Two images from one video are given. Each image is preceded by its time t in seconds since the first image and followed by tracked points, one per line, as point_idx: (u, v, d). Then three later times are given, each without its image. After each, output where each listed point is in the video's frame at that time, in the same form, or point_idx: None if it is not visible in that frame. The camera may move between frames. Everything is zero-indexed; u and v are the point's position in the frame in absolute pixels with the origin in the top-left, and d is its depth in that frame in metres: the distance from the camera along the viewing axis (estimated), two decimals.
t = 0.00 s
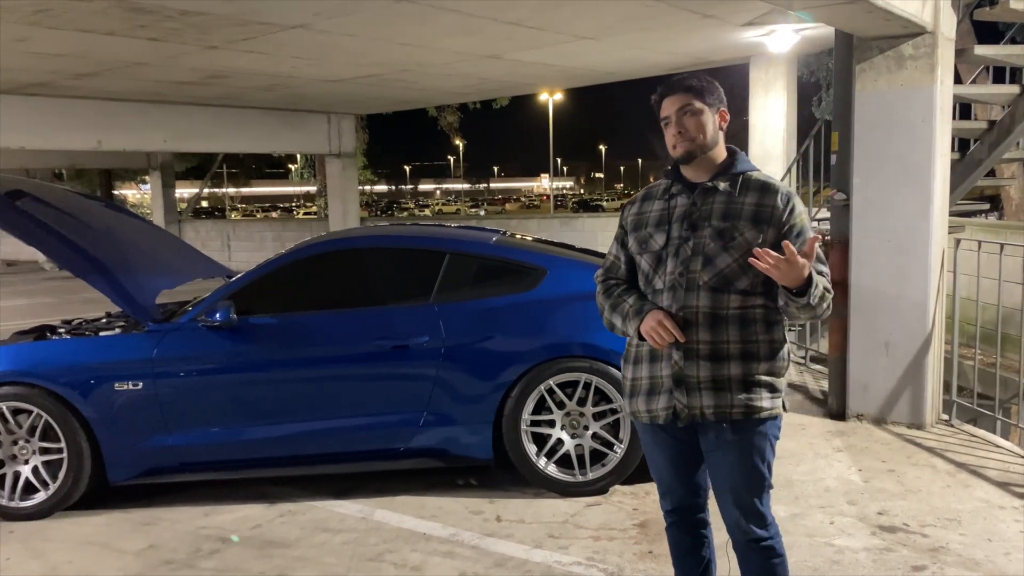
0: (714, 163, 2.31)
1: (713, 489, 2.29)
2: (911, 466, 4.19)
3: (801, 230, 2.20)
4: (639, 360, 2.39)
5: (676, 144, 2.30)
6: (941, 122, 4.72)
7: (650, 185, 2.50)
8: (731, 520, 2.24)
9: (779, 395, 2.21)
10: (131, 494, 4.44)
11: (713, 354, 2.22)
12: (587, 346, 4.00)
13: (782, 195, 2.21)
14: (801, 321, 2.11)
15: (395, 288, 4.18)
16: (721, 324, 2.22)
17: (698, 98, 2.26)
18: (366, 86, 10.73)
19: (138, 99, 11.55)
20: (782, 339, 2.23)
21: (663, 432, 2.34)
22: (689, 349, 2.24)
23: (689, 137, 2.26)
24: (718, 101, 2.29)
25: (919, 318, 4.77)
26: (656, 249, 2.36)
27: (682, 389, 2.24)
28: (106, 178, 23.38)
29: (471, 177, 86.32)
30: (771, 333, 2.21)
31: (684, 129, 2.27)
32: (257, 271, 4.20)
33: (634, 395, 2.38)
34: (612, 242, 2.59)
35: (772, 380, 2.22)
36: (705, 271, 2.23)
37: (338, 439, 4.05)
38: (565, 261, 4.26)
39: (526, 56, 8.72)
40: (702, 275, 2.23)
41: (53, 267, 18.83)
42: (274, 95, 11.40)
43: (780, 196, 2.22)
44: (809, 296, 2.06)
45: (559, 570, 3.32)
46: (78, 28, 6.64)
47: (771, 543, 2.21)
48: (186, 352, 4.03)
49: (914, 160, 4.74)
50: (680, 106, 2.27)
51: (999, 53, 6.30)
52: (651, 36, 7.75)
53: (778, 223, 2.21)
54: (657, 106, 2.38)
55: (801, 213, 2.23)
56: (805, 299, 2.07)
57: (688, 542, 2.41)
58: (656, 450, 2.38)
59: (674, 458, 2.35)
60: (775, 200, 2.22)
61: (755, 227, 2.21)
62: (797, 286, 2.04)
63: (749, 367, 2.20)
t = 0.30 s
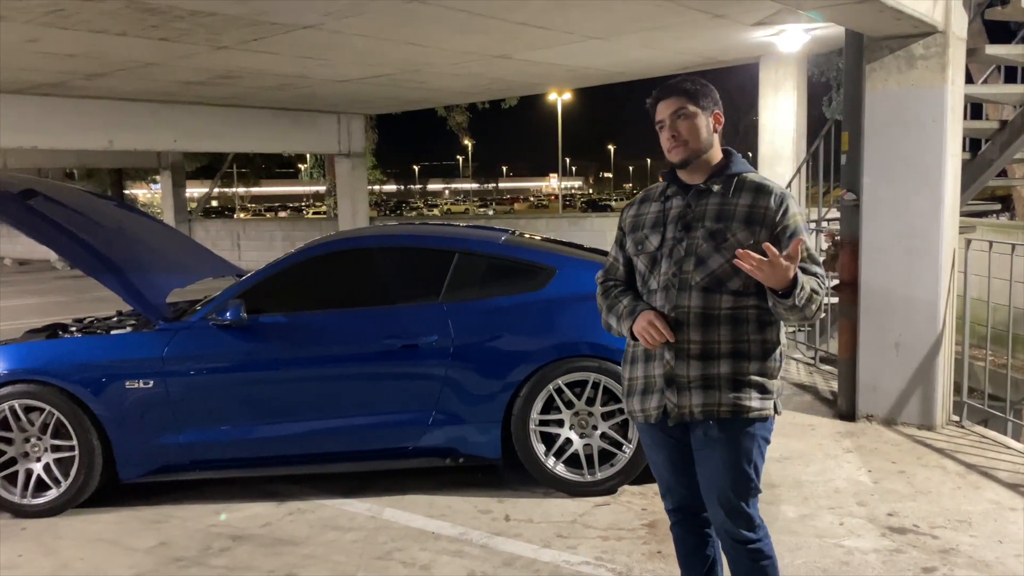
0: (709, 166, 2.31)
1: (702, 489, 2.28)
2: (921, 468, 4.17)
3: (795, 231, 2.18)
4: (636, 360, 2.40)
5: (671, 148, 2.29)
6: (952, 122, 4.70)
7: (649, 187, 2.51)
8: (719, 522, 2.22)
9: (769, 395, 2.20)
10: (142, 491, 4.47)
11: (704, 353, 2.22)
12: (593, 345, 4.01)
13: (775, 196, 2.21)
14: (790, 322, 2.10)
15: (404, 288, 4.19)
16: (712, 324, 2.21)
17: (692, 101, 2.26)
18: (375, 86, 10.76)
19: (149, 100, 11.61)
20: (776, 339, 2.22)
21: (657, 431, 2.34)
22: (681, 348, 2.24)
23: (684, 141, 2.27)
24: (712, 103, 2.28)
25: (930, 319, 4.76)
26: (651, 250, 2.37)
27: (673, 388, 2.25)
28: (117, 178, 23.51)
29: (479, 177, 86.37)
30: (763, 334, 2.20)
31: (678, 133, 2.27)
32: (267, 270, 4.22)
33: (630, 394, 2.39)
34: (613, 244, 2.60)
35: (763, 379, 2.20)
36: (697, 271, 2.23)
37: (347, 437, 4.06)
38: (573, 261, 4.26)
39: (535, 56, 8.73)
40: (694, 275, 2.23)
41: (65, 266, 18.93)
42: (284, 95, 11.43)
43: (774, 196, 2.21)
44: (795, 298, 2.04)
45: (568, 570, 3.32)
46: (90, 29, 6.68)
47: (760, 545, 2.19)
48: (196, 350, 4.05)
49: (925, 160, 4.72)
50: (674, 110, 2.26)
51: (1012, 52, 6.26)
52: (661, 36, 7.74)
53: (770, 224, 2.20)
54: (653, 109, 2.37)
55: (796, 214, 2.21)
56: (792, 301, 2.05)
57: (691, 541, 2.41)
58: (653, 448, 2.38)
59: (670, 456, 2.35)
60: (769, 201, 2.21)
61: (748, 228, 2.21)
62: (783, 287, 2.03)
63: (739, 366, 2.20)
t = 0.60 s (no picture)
0: (713, 164, 2.30)
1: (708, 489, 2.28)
2: (935, 469, 4.14)
3: (797, 230, 2.17)
4: (639, 360, 2.39)
5: (675, 145, 2.29)
6: (967, 121, 4.67)
7: (653, 186, 2.51)
8: (726, 523, 2.21)
9: (774, 394, 2.18)
10: (155, 488, 4.50)
11: (706, 352, 2.20)
12: (603, 345, 4.00)
13: (777, 195, 2.19)
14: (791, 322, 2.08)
15: (416, 287, 4.20)
16: (714, 322, 2.20)
17: (698, 98, 2.25)
18: (386, 85, 10.78)
19: (161, 99, 11.67)
20: (779, 339, 2.20)
21: (663, 431, 2.33)
22: (683, 346, 2.23)
23: (688, 139, 2.26)
24: (718, 103, 2.27)
25: (944, 318, 4.73)
26: (653, 249, 2.37)
27: (676, 388, 2.24)
28: (130, 177, 23.66)
29: (489, 176, 86.42)
30: (765, 333, 2.19)
31: (682, 130, 2.26)
32: (280, 268, 4.24)
33: (635, 395, 2.38)
34: (617, 243, 2.59)
35: (766, 378, 2.19)
36: (698, 269, 2.22)
37: (358, 435, 4.08)
38: (584, 260, 4.26)
39: (546, 55, 8.72)
40: (695, 273, 2.22)
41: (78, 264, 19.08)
42: (295, 94, 11.48)
43: (776, 195, 2.20)
44: (788, 296, 2.02)
45: (579, 569, 3.31)
46: (105, 28, 6.72)
47: (769, 546, 2.19)
48: (209, 348, 4.07)
49: (939, 160, 4.69)
50: (680, 106, 2.26)
51: None
52: (672, 34, 7.72)
53: (772, 223, 2.19)
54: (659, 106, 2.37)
55: (798, 213, 2.19)
56: (784, 300, 2.03)
57: (701, 540, 2.40)
58: (659, 449, 2.38)
59: (677, 456, 2.34)
60: (771, 199, 2.20)
61: (749, 227, 2.20)
62: (776, 286, 2.01)
63: (741, 365, 2.18)
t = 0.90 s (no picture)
0: (718, 163, 2.29)
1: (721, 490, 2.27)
2: (948, 470, 4.12)
3: (805, 228, 2.16)
4: (648, 361, 2.37)
5: (682, 143, 2.27)
6: (981, 120, 4.63)
7: (657, 186, 2.50)
8: (740, 524, 2.20)
9: (787, 393, 2.18)
10: (166, 485, 4.52)
11: (718, 352, 2.19)
12: (613, 343, 3.99)
13: (785, 192, 2.18)
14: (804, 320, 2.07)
15: (426, 286, 4.20)
16: (725, 322, 2.18)
17: (704, 97, 2.25)
18: (397, 84, 10.80)
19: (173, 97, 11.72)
20: (790, 337, 2.19)
21: (674, 434, 2.32)
22: (694, 347, 2.22)
23: (695, 137, 2.25)
24: (723, 101, 2.27)
25: (958, 319, 4.70)
26: (661, 249, 2.35)
27: (688, 389, 2.22)
28: (142, 175, 23.80)
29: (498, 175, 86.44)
30: (777, 331, 2.17)
31: (689, 128, 2.25)
32: (291, 267, 4.25)
33: (645, 397, 2.36)
34: (622, 245, 2.58)
35: (778, 377, 2.18)
36: (707, 269, 2.21)
37: (369, 433, 4.08)
38: (594, 258, 4.25)
39: (557, 54, 8.71)
40: (704, 273, 2.21)
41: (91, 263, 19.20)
42: (306, 93, 11.51)
43: (784, 193, 2.18)
44: (805, 293, 2.02)
45: (590, 569, 3.31)
46: (118, 26, 6.76)
47: (783, 546, 2.18)
48: (220, 346, 4.09)
49: (953, 159, 4.66)
50: (687, 104, 2.25)
51: None
52: (685, 33, 7.70)
53: (781, 221, 2.17)
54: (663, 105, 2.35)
55: (806, 210, 2.18)
56: (801, 297, 2.02)
57: (712, 541, 2.40)
58: (670, 451, 2.36)
59: (687, 459, 2.33)
60: (779, 197, 2.18)
61: (759, 226, 2.18)
62: (793, 284, 2.01)
63: (754, 364, 2.17)
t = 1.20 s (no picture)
0: (724, 163, 2.28)
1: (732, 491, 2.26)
2: (960, 471, 4.09)
3: (815, 226, 2.16)
4: (656, 363, 2.36)
5: (691, 140, 2.26)
6: (996, 119, 4.60)
7: (661, 186, 2.48)
8: (753, 524, 2.20)
9: (799, 392, 2.17)
10: (177, 482, 4.54)
11: (730, 352, 2.18)
12: (623, 342, 3.99)
13: (794, 191, 2.18)
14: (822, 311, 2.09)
15: (436, 284, 4.20)
16: (737, 323, 2.18)
17: (718, 95, 2.24)
18: (407, 83, 10.81)
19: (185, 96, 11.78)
20: (801, 335, 2.20)
21: (684, 435, 2.31)
22: (706, 348, 2.21)
23: (705, 136, 2.23)
24: (736, 101, 2.27)
25: (971, 319, 4.66)
26: (668, 249, 2.33)
27: (700, 390, 2.21)
28: (154, 172, 23.92)
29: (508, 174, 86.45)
30: (788, 330, 2.18)
31: (700, 126, 2.24)
32: (301, 265, 4.26)
33: (654, 399, 2.35)
34: (625, 245, 2.56)
35: (790, 376, 2.18)
36: (718, 269, 2.20)
37: (379, 431, 4.09)
38: (603, 257, 4.25)
39: (567, 53, 8.70)
40: (715, 273, 2.20)
41: (102, 260, 19.30)
42: (317, 91, 11.53)
43: (793, 191, 2.19)
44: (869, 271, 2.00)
45: (599, 568, 3.30)
46: (130, 25, 6.80)
47: (796, 546, 2.17)
48: (231, 343, 4.10)
49: (967, 158, 4.62)
50: (700, 100, 2.23)
51: None
52: (696, 31, 7.68)
53: (791, 219, 2.16)
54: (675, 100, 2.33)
55: (815, 208, 2.19)
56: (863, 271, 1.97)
57: (721, 542, 2.39)
58: (680, 453, 2.35)
59: (698, 460, 2.32)
60: (788, 196, 2.18)
61: (769, 224, 2.17)
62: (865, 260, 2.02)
63: (766, 364, 2.17)
